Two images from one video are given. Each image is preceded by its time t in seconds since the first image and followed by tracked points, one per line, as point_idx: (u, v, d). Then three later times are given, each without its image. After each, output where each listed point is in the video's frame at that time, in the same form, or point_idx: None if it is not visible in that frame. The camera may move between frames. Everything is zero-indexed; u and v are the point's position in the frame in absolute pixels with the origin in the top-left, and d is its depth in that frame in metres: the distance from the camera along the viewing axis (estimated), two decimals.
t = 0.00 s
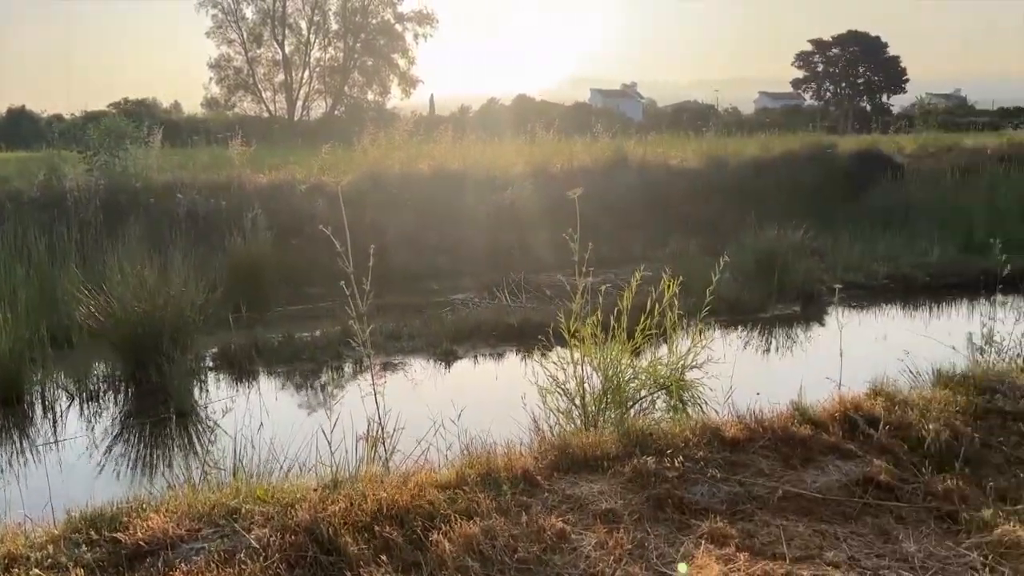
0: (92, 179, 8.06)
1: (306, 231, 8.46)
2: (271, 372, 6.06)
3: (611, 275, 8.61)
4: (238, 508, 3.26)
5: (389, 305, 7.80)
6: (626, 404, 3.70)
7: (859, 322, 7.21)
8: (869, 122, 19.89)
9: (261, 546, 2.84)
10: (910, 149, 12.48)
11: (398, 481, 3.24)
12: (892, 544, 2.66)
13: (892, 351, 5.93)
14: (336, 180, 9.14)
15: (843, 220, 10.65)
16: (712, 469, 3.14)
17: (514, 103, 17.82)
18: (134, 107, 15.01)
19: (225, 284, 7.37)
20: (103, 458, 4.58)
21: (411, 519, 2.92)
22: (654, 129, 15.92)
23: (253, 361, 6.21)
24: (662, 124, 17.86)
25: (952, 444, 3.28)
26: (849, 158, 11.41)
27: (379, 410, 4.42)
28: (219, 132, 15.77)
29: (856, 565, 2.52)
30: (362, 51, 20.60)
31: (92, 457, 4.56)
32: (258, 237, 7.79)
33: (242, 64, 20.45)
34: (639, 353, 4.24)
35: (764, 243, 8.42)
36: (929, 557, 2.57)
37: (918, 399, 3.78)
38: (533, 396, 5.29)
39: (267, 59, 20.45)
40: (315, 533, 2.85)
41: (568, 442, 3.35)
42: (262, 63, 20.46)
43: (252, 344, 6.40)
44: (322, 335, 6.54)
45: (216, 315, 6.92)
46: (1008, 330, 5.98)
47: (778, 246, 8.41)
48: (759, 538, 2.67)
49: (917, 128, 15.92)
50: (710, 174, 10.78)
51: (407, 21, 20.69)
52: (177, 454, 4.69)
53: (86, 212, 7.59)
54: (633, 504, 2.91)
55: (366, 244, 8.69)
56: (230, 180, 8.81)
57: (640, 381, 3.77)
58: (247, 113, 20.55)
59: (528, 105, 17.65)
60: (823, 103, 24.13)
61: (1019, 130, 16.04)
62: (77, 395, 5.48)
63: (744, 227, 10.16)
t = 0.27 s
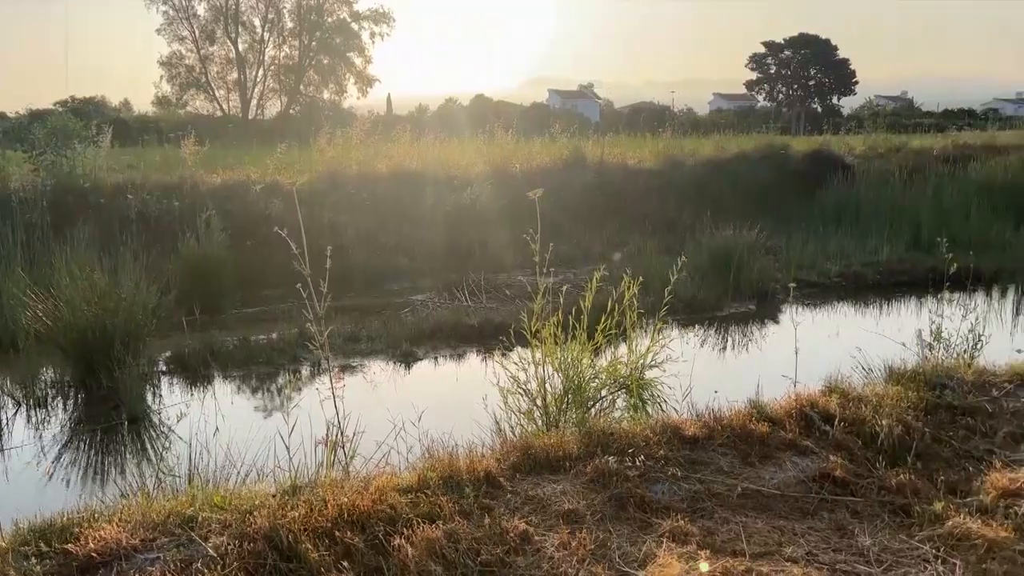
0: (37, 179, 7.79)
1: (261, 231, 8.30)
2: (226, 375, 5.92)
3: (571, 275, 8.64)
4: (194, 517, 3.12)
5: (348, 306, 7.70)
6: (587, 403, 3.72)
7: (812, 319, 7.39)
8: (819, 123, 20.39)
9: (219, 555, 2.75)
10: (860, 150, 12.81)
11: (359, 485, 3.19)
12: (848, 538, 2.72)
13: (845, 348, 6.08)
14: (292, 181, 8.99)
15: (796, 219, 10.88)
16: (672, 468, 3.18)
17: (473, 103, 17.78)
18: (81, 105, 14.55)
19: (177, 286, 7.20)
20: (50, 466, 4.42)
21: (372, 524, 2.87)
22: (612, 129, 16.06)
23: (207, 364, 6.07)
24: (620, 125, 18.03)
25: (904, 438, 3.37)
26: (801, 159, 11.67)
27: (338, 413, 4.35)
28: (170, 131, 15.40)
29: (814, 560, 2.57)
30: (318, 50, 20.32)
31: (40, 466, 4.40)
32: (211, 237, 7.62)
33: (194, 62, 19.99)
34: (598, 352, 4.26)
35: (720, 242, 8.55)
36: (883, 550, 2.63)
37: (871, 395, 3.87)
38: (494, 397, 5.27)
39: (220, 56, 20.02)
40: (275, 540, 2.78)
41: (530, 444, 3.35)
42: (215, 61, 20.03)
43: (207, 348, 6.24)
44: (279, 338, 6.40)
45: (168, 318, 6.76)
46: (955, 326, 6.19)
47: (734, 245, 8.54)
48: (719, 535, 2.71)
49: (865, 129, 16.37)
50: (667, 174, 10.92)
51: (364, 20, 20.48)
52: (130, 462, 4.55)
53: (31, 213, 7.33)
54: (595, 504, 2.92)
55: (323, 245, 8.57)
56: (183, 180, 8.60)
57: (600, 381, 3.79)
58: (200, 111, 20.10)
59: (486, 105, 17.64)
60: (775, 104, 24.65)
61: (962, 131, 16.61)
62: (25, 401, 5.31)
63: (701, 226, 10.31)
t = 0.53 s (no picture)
0: None
1: (220, 231, 8.15)
2: (184, 378, 5.78)
3: (535, 274, 8.64)
4: (151, 524, 3.00)
5: (309, 307, 7.58)
6: (552, 403, 3.71)
7: (772, 317, 7.53)
8: (777, 125, 20.78)
9: (177, 562, 2.67)
10: (817, 151, 13.09)
11: (322, 489, 3.14)
12: (808, 534, 2.76)
13: (804, 346, 6.19)
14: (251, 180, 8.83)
15: (756, 218, 11.06)
16: (636, 466, 3.19)
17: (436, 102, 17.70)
18: (31, 101, 14.09)
19: (133, 287, 7.01)
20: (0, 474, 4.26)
21: (335, 528, 2.82)
22: (575, 129, 16.13)
23: (165, 367, 5.91)
24: (582, 125, 18.12)
25: (862, 434, 3.44)
26: (760, 160, 11.86)
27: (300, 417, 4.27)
28: (125, 129, 15.00)
29: (775, 556, 2.60)
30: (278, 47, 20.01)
31: None
32: (169, 237, 7.43)
33: (149, 59, 19.52)
34: (563, 352, 4.26)
35: (682, 242, 8.64)
36: (843, 545, 2.68)
37: (830, 392, 3.94)
38: (459, 398, 5.23)
39: (177, 54, 19.59)
40: (235, 547, 2.71)
41: (495, 444, 3.33)
42: (172, 58, 19.59)
43: (165, 351, 6.07)
44: (239, 340, 6.27)
45: (124, 320, 6.59)
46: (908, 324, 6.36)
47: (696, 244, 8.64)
48: (683, 533, 2.73)
49: (822, 131, 16.73)
50: (630, 175, 11.01)
51: (324, 18, 20.24)
52: (85, 469, 4.40)
53: None
54: (560, 504, 2.92)
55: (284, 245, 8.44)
56: (139, 179, 8.38)
57: (564, 380, 3.80)
58: (156, 109, 19.63)
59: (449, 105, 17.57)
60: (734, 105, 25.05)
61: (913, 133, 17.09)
62: None
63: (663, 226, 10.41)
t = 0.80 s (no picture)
0: None
1: (181, 231, 7.99)
2: (144, 381, 5.64)
3: (503, 274, 8.62)
4: (104, 531, 2.89)
5: (273, 308, 7.47)
6: (517, 403, 3.70)
7: (736, 316, 7.62)
8: (742, 126, 21.08)
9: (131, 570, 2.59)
10: (780, 151, 13.28)
11: (282, 493, 3.08)
12: (769, 531, 2.78)
13: (767, 344, 6.27)
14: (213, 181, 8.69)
15: (722, 219, 11.18)
16: (599, 466, 3.19)
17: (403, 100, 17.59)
18: None
19: (90, 288, 6.82)
20: None
21: (295, 533, 2.76)
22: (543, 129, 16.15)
23: (124, 370, 5.76)
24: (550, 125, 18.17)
25: (822, 431, 3.48)
26: (725, 160, 12.00)
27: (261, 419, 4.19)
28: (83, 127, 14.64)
29: (736, 554, 2.61)
30: (241, 45, 19.72)
31: None
32: (128, 236, 7.25)
33: (109, 56, 19.10)
34: (528, 352, 4.26)
35: (648, 241, 8.68)
36: (803, 542, 2.70)
37: (791, 389, 3.98)
38: (424, 399, 5.19)
39: (137, 51, 19.19)
40: (192, 553, 2.64)
41: (459, 445, 3.30)
42: (132, 55, 19.17)
43: (124, 353, 5.91)
44: (201, 342, 6.14)
45: (81, 323, 6.45)
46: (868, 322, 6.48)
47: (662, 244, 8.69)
48: (645, 532, 2.73)
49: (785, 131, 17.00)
50: (597, 175, 11.05)
51: (288, 16, 19.99)
52: (39, 474, 4.27)
53: None
54: (523, 504, 2.90)
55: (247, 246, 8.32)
56: (97, 178, 8.17)
57: (530, 381, 3.79)
58: (116, 107, 19.19)
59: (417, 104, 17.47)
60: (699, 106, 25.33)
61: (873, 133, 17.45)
62: None
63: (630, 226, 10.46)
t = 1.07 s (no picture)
0: None
1: (142, 231, 7.83)
2: (102, 384, 5.50)
3: (471, 274, 8.58)
4: (46, 541, 2.77)
5: (236, 308, 7.35)
6: (479, 404, 3.66)
7: (703, 315, 7.66)
8: (709, 126, 21.26)
9: None
10: (747, 152, 13.42)
11: (235, 498, 3.00)
12: (728, 530, 2.77)
13: (732, 343, 6.30)
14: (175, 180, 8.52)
15: (690, 219, 11.25)
16: (559, 467, 3.17)
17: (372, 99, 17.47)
18: None
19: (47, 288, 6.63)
20: None
21: (246, 539, 2.69)
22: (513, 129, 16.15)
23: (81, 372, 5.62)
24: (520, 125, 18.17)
25: (782, 430, 3.49)
26: (693, 161, 12.08)
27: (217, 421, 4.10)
28: (42, 125, 14.30)
29: (694, 554, 2.60)
30: (206, 42, 19.43)
31: None
32: (87, 236, 7.07)
33: (70, 52, 18.69)
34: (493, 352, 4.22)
35: (616, 241, 8.70)
36: (761, 541, 2.70)
37: (752, 388, 3.99)
38: (386, 399, 5.12)
39: (99, 47, 18.81)
40: (137, 562, 2.56)
41: (418, 447, 3.25)
42: (94, 52, 18.79)
43: (81, 354, 5.75)
44: (160, 343, 6.01)
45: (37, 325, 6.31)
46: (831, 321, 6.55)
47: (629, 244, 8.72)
48: (604, 533, 2.71)
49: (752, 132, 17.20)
50: (566, 175, 11.05)
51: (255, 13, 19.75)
52: None
53: None
54: (481, 507, 2.86)
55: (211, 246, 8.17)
56: (55, 176, 7.98)
57: (492, 381, 3.76)
58: (77, 105, 18.79)
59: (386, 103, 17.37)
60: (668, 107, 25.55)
61: (837, 134, 17.73)
62: None
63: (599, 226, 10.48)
